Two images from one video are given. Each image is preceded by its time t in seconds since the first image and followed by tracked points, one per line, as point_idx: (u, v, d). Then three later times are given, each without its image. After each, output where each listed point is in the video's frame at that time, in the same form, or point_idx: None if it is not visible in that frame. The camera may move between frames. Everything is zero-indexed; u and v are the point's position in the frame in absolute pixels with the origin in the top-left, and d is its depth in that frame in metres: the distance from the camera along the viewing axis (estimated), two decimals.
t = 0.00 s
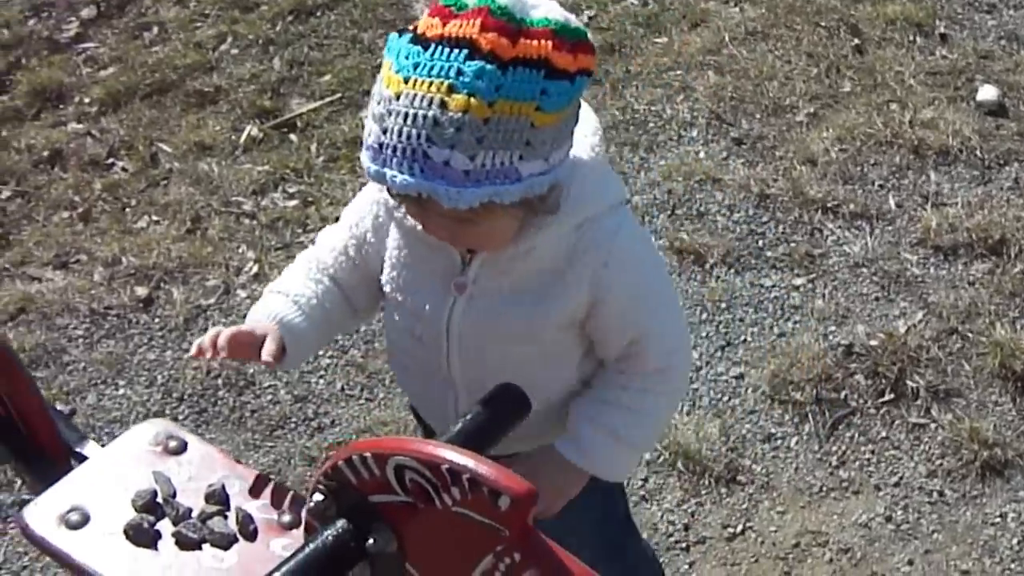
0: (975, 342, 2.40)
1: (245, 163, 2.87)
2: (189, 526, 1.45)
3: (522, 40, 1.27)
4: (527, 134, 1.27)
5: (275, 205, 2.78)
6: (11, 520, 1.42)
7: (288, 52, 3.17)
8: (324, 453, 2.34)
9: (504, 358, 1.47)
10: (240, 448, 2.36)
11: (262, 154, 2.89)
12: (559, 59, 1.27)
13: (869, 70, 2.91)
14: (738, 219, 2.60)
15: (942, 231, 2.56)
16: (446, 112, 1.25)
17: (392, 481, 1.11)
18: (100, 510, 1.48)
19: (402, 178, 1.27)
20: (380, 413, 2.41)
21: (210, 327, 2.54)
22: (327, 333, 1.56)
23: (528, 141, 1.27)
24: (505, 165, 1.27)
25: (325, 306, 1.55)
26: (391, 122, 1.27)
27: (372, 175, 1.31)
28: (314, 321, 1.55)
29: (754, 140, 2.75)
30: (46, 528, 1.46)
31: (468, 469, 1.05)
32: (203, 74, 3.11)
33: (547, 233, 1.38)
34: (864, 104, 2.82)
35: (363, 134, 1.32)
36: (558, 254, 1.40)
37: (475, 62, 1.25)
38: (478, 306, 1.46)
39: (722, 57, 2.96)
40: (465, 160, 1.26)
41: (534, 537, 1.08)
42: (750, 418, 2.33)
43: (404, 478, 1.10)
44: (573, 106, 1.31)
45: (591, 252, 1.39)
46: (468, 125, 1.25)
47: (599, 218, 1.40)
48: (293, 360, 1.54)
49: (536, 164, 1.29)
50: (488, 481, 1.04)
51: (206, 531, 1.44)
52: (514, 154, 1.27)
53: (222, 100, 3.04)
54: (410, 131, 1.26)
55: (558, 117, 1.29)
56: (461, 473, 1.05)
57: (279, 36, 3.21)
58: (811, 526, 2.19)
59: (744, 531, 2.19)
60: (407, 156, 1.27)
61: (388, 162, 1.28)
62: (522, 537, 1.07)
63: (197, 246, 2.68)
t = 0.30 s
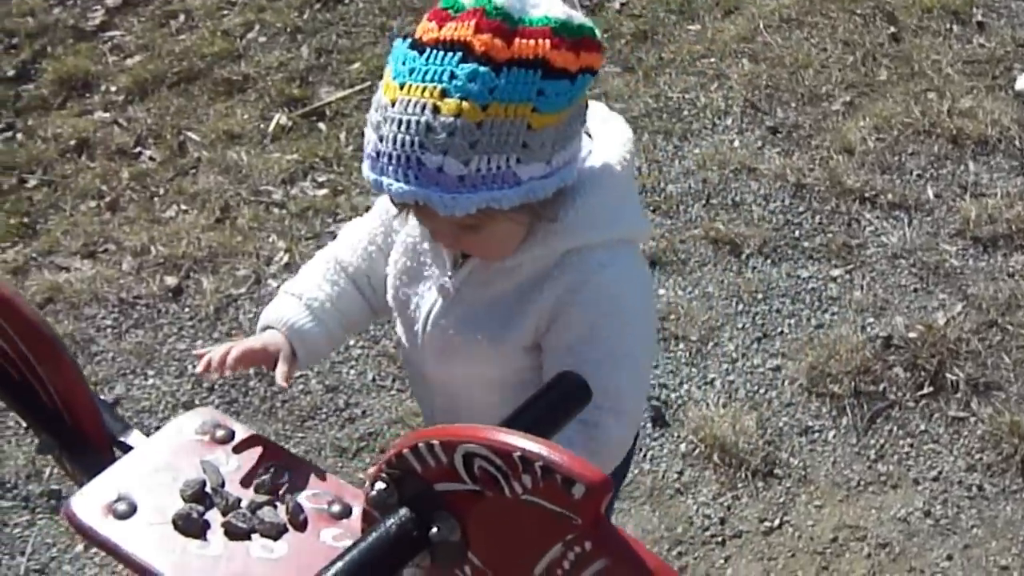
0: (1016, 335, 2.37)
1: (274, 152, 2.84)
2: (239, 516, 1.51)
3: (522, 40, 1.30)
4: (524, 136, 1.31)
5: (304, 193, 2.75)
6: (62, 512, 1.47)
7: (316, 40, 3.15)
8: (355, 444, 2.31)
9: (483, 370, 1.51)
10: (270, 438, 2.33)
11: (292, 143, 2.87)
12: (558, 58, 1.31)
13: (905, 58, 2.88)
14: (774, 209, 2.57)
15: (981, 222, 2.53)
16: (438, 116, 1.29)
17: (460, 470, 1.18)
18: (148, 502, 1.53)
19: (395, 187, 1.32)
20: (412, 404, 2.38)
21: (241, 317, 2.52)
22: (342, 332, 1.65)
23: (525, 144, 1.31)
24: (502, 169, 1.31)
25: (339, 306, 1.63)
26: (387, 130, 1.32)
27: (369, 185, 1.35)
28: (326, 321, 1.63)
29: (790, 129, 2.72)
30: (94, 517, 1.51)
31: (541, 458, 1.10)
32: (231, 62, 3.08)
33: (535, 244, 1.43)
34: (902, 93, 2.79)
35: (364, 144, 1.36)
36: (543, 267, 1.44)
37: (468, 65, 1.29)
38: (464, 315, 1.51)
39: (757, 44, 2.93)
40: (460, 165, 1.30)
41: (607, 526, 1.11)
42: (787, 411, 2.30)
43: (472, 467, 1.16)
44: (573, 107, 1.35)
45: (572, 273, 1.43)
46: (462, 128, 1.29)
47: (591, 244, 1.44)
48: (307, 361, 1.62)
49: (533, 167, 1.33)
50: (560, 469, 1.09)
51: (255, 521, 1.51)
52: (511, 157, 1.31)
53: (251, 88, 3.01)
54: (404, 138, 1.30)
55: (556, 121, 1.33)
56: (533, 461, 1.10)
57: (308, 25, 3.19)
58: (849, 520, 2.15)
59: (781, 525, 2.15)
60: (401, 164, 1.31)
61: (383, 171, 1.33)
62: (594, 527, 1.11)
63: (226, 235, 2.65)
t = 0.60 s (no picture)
0: None
1: (301, 139, 2.82)
2: (285, 502, 1.57)
3: (552, 62, 1.28)
4: (550, 163, 1.29)
5: (332, 181, 2.73)
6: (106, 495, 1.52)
7: (342, 26, 3.12)
8: (385, 434, 2.29)
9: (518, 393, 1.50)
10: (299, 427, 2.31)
11: (318, 130, 2.84)
12: (592, 81, 1.28)
13: (940, 46, 2.85)
14: (809, 198, 2.53)
15: (1019, 212, 2.50)
16: (460, 141, 1.28)
17: (529, 450, 1.20)
18: (190, 488, 1.59)
19: (415, 210, 1.32)
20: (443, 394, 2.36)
21: (269, 306, 2.49)
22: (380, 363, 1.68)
23: (551, 172, 1.29)
24: (525, 198, 1.29)
25: (374, 337, 1.67)
26: (411, 151, 1.32)
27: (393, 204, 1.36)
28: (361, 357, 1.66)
29: (824, 117, 2.69)
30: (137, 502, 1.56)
31: (613, 437, 1.11)
32: (256, 49, 3.05)
33: (569, 269, 1.41)
34: (937, 81, 2.76)
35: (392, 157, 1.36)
36: (578, 292, 1.43)
37: (493, 88, 1.27)
38: (503, 333, 1.51)
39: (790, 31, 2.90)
40: (479, 193, 1.29)
41: (677, 508, 1.12)
42: (823, 403, 2.27)
43: (541, 447, 1.18)
44: (610, 131, 1.32)
45: (605, 298, 1.41)
46: (482, 154, 1.28)
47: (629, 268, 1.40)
48: (346, 400, 1.66)
49: (560, 196, 1.31)
50: (633, 448, 1.10)
51: (302, 506, 1.57)
52: (535, 186, 1.29)
53: (276, 75, 2.98)
54: (426, 160, 1.30)
55: (587, 147, 1.30)
56: (604, 439, 1.11)
57: (333, 12, 3.17)
58: (887, 514, 2.12)
59: (818, 518, 2.12)
60: (422, 188, 1.31)
61: (404, 191, 1.33)
62: (664, 508, 1.12)
63: (253, 223, 2.63)
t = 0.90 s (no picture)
0: None
1: (324, 128, 2.79)
2: (327, 492, 1.56)
3: (545, 22, 1.27)
4: (547, 126, 1.28)
5: (355, 170, 2.70)
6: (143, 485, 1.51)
7: (365, 14, 3.10)
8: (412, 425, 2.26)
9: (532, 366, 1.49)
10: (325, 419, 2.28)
11: (341, 119, 2.81)
12: (587, 39, 1.27)
13: (971, 34, 2.85)
14: (840, 186, 2.53)
15: None
16: (454, 105, 1.27)
17: (587, 435, 1.20)
18: (227, 479, 1.58)
19: (413, 181, 1.31)
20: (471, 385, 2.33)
21: (294, 296, 2.47)
22: (393, 355, 1.71)
23: (549, 134, 1.28)
24: (523, 162, 1.28)
25: (385, 328, 1.70)
26: (405, 122, 1.31)
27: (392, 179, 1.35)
28: (373, 348, 1.70)
29: (854, 106, 2.68)
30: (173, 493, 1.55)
31: (680, 419, 1.11)
32: (278, 37, 3.03)
33: (580, 235, 1.40)
34: (967, 70, 2.75)
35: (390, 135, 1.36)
36: (589, 259, 1.42)
37: (487, 50, 1.27)
38: (513, 312, 1.50)
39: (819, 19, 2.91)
40: (476, 159, 1.28)
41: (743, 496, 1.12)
42: (856, 395, 2.25)
43: (602, 432, 1.18)
44: (610, 92, 1.31)
45: (620, 263, 1.40)
46: (478, 118, 1.27)
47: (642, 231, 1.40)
48: (359, 392, 1.69)
49: (560, 160, 1.30)
50: (702, 432, 1.10)
51: (345, 496, 1.55)
52: (533, 149, 1.28)
53: (299, 63, 2.96)
54: (421, 130, 1.29)
55: (584, 108, 1.29)
56: (672, 423, 1.11)
57: None
58: (921, 507, 2.10)
59: (852, 511, 2.10)
60: (419, 158, 1.30)
61: (402, 164, 1.32)
62: (732, 494, 1.11)
63: (277, 213, 2.60)
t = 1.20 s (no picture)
0: None
1: (345, 117, 2.76)
2: (357, 486, 1.56)
3: (510, 12, 1.33)
4: (520, 117, 1.34)
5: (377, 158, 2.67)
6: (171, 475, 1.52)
7: (386, 2, 3.06)
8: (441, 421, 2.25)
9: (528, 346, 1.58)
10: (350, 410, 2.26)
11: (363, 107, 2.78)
12: (555, 27, 1.33)
13: (998, 23, 2.86)
14: (867, 176, 2.53)
15: None
16: (425, 101, 1.34)
17: (626, 428, 1.19)
18: (257, 474, 1.60)
19: (391, 177, 1.38)
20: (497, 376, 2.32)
21: (316, 286, 2.45)
22: (404, 335, 1.78)
23: (522, 125, 1.34)
24: (499, 154, 1.35)
25: (393, 310, 1.77)
26: (380, 119, 1.38)
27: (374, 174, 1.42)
28: (386, 331, 1.76)
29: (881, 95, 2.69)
30: (202, 486, 1.57)
31: (724, 414, 1.10)
32: (297, 24, 3.00)
33: (571, 219, 1.49)
34: (994, 59, 2.77)
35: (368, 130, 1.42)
36: (581, 241, 1.51)
37: (453, 45, 1.33)
38: (507, 298, 1.59)
39: (844, 8, 2.93)
40: (450, 153, 1.34)
41: (788, 492, 1.11)
42: (887, 386, 2.23)
43: (643, 425, 1.17)
44: (583, 75, 1.37)
45: (610, 242, 1.49)
46: (449, 113, 1.33)
47: (631, 210, 1.49)
48: (380, 375, 1.74)
49: (536, 148, 1.36)
50: (746, 428, 1.09)
51: (374, 491, 1.56)
52: (507, 140, 1.34)
53: (319, 51, 2.93)
54: (395, 126, 1.36)
55: (556, 96, 1.35)
56: (715, 418, 1.10)
57: None
58: (954, 499, 2.07)
59: (884, 504, 2.08)
60: (395, 155, 1.37)
61: (380, 161, 1.39)
62: (775, 489, 1.10)
63: (298, 202, 2.58)
